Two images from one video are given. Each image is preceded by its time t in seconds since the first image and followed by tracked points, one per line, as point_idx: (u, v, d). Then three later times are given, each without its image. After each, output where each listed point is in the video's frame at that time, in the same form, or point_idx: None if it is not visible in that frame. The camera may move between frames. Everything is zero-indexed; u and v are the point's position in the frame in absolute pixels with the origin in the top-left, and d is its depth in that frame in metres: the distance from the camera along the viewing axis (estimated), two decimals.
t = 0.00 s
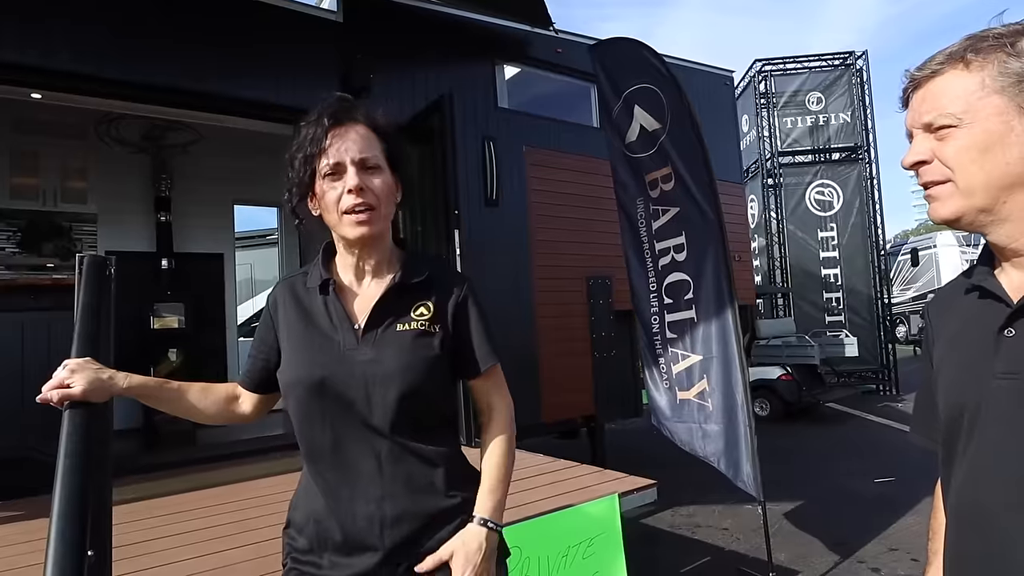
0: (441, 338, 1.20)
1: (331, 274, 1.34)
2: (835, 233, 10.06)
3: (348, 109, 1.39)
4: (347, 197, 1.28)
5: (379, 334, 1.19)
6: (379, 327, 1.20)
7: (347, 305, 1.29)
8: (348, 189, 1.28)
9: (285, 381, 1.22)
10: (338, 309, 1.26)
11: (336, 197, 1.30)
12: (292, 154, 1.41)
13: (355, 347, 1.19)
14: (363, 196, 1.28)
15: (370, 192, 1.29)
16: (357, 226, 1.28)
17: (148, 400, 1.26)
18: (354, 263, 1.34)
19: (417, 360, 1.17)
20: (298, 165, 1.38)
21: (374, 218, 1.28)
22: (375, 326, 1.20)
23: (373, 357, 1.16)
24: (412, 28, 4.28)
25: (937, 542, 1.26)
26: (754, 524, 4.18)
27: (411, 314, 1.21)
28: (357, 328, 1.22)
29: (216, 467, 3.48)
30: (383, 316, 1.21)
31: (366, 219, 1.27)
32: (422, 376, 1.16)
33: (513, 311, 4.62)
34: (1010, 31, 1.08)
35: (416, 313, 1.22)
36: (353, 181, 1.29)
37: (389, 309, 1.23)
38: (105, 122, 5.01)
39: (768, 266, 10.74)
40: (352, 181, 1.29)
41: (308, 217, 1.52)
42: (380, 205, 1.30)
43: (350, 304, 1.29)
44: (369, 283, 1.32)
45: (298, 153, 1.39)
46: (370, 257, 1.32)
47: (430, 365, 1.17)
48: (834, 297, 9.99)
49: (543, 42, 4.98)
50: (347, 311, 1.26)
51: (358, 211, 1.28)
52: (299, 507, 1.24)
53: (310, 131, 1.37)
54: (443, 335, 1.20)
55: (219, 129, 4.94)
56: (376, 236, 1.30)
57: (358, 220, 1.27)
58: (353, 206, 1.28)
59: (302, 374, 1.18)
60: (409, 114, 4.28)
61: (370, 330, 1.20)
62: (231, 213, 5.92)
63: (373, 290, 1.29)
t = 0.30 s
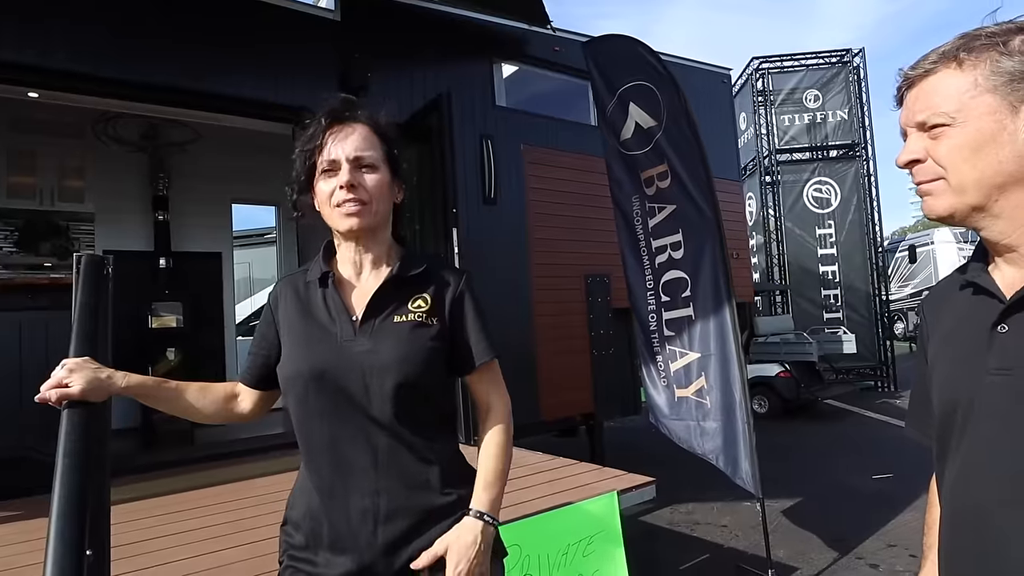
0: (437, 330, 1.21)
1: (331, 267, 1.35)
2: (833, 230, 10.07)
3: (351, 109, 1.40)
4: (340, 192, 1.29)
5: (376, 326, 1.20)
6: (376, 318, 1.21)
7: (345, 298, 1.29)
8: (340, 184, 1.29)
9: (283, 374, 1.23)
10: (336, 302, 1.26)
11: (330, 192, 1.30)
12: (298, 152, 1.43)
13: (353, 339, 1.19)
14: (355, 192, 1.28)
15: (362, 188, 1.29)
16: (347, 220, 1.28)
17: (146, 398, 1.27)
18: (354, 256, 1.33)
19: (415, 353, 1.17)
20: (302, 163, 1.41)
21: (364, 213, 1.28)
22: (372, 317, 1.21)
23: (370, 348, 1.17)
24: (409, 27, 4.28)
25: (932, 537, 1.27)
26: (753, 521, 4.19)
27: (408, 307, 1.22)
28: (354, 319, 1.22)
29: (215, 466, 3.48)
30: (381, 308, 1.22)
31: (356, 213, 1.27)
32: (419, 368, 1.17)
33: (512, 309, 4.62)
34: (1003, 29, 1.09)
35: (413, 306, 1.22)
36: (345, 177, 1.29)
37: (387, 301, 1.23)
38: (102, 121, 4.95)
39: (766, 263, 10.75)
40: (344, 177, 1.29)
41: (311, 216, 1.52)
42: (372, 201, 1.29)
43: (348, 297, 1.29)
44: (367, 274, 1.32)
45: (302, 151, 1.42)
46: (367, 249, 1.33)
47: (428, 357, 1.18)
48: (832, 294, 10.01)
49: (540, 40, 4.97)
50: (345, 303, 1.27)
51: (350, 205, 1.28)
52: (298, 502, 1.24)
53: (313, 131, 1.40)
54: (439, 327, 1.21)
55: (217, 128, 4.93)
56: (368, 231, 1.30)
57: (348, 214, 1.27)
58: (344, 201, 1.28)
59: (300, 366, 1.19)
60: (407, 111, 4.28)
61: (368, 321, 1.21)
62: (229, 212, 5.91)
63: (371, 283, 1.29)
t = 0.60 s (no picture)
0: (434, 327, 1.22)
1: (329, 265, 1.35)
2: (829, 225, 10.09)
3: (354, 110, 1.39)
4: (343, 197, 1.29)
5: (373, 323, 1.20)
6: (372, 315, 1.21)
7: (342, 295, 1.29)
8: (343, 190, 1.29)
9: (280, 370, 1.23)
10: (333, 300, 1.26)
11: (332, 196, 1.30)
12: (298, 149, 1.41)
13: (349, 335, 1.19)
14: (358, 198, 1.28)
15: (365, 195, 1.29)
16: (349, 226, 1.29)
17: (145, 396, 1.27)
18: (351, 256, 1.33)
19: (411, 349, 1.17)
20: (302, 160, 1.39)
21: (365, 220, 1.29)
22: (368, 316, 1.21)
23: (367, 345, 1.17)
24: (406, 22, 4.27)
25: (927, 529, 1.29)
26: (749, 515, 4.22)
27: (404, 304, 1.22)
28: (351, 316, 1.23)
29: (213, 463, 3.49)
30: (377, 307, 1.22)
31: (358, 220, 1.28)
32: (416, 364, 1.17)
33: (509, 305, 4.63)
34: (1000, 24, 1.10)
35: (409, 303, 1.23)
36: (349, 182, 1.29)
37: (383, 300, 1.23)
38: (98, 118, 4.90)
39: (762, 258, 10.78)
40: (348, 183, 1.29)
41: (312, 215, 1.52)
42: (373, 208, 1.30)
43: (345, 295, 1.29)
44: (364, 273, 1.32)
45: (303, 148, 1.40)
46: (366, 250, 1.33)
47: (426, 353, 1.19)
48: (829, 289, 10.04)
49: (536, 36, 4.98)
50: (342, 301, 1.27)
51: (352, 211, 1.28)
52: (295, 497, 1.25)
53: (315, 130, 1.38)
54: (436, 325, 1.22)
55: (212, 124, 4.92)
56: (368, 236, 1.31)
57: (350, 220, 1.28)
58: (347, 207, 1.28)
59: (297, 363, 1.19)
60: (403, 106, 4.27)
61: (364, 318, 1.21)
62: (225, 208, 5.90)
63: (368, 281, 1.29)
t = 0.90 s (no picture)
0: (433, 327, 1.22)
1: (328, 266, 1.36)
2: (827, 223, 10.10)
3: (367, 111, 1.40)
4: (359, 194, 1.30)
5: (372, 324, 1.21)
6: (371, 316, 1.22)
7: (341, 297, 1.29)
8: (361, 186, 1.30)
9: (280, 370, 1.24)
10: (332, 300, 1.27)
11: (347, 194, 1.31)
12: (309, 144, 1.40)
13: (348, 335, 1.20)
14: (374, 195, 1.30)
15: (382, 194, 1.31)
16: (362, 222, 1.29)
17: (147, 396, 1.28)
18: (352, 255, 1.34)
19: (409, 349, 1.18)
20: (313, 155, 1.38)
21: (379, 217, 1.30)
22: (367, 316, 1.22)
23: (366, 345, 1.18)
24: (404, 21, 4.27)
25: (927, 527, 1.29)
26: (748, 514, 4.23)
27: (403, 305, 1.23)
28: (350, 317, 1.24)
29: (213, 462, 3.49)
30: (376, 307, 1.23)
31: (372, 216, 1.29)
32: (415, 365, 1.18)
33: (508, 304, 4.64)
34: (1007, 23, 1.10)
35: (408, 304, 1.24)
36: (368, 179, 1.31)
37: (381, 301, 1.24)
38: (97, 117, 4.95)
39: (760, 257, 10.79)
40: (366, 180, 1.31)
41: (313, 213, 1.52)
42: (387, 207, 1.32)
43: (344, 296, 1.30)
44: (363, 273, 1.33)
45: (315, 142, 1.38)
46: (367, 249, 1.33)
47: (425, 353, 1.19)
48: (827, 287, 10.06)
49: (534, 35, 4.99)
50: (342, 302, 1.27)
51: (367, 207, 1.29)
52: (295, 496, 1.25)
53: (331, 127, 1.37)
54: (435, 324, 1.22)
55: (210, 124, 4.92)
56: (376, 235, 1.32)
57: (365, 216, 1.29)
58: (364, 203, 1.29)
59: (296, 363, 1.20)
60: (402, 105, 4.27)
61: (363, 318, 1.22)
62: (224, 208, 5.90)
63: (367, 283, 1.30)
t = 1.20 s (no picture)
0: (427, 330, 1.22)
1: (322, 272, 1.36)
2: (818, 226, 10.17)
3: (369, 119, 1.39)
4: (338, 201, 1.29)
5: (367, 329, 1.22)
6: (366, 321, 1.23)
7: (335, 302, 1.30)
8: (339, 194, 1.29)
9: (276, 375, 1.24)
10: (326, 305, 1.27)
11: (329, 199, 1.31)
12: (309, 146, 1.43)
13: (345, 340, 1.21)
14: (351, 205, 1.28)
15: (359, 203, 1.29)
16: (338, 230, 1.29)
17: (141, 401, 1.28)
18: (344, 261, 1.34)
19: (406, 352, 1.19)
20: (310, 157, 1.40)
21: (355, 226, 1.29)
22: (362, 321, 1.23)
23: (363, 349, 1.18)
24: (396, 25, 4.27)
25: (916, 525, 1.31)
26: (741, 515, 4.25)
27: (398, 309, 1.24)
28: (345, 323, 1.24)
29: (206, 467, 3.48)
30: (372, 312, 1.24)
31: (349, 225, 1.28)
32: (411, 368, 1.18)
33: (502, 307, 4.65)
34: (994, 31, 1.12)
35: (403, 308, 1.24)
36: (345, 187, 1.29)
37: (376, 307, 1.25)
38: (89, 121, 4.89)
39: (752, 259, 10.85)
40: (343, 188, 1.29)
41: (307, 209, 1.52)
42: (363, 217, 1.29)
43: (339, 301, 1.30)
44: (357, 280, 1.33)
45: (313, 146, 1.41)
46: (359, 256, 1.33)
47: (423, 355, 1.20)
48: (818, 289, 10.13)
49: (527, 39, 5.01)
50: (335, 307, 1.28)
51: (344, 217, 1.28)
52: (292, 501, 1.26)
53: (327, 131, 1.39)
54: (432, 326, 1.22)
55: (202, 127, 4.91)
56: (358, 243, 1.31)
57: (339, 225, 1.29)
58: (339, 211, 1.28)
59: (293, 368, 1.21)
60: (395, 109, 4.27)
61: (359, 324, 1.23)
62: (217, 211, 5.88)
63: (360, 289, 1.31)
